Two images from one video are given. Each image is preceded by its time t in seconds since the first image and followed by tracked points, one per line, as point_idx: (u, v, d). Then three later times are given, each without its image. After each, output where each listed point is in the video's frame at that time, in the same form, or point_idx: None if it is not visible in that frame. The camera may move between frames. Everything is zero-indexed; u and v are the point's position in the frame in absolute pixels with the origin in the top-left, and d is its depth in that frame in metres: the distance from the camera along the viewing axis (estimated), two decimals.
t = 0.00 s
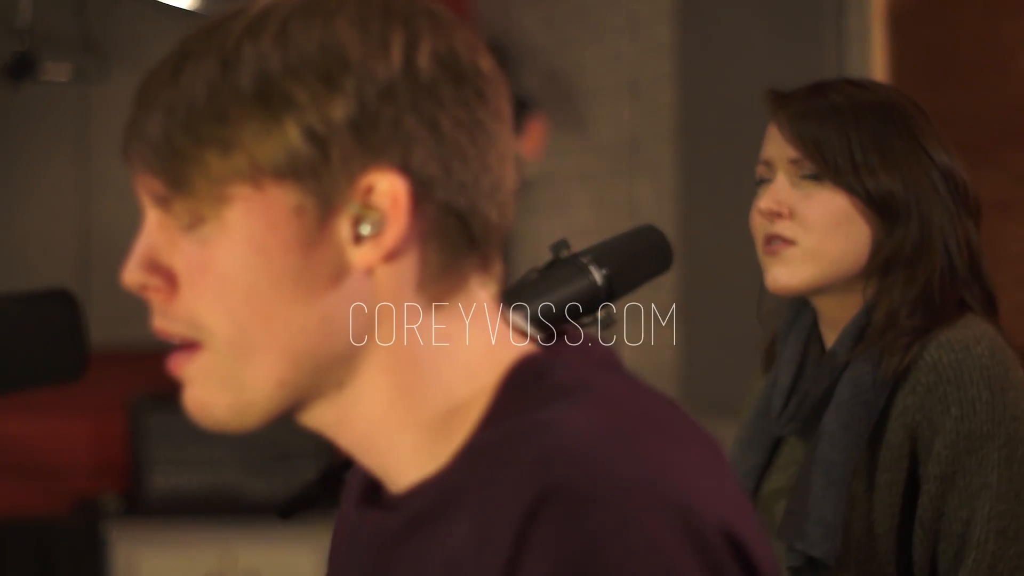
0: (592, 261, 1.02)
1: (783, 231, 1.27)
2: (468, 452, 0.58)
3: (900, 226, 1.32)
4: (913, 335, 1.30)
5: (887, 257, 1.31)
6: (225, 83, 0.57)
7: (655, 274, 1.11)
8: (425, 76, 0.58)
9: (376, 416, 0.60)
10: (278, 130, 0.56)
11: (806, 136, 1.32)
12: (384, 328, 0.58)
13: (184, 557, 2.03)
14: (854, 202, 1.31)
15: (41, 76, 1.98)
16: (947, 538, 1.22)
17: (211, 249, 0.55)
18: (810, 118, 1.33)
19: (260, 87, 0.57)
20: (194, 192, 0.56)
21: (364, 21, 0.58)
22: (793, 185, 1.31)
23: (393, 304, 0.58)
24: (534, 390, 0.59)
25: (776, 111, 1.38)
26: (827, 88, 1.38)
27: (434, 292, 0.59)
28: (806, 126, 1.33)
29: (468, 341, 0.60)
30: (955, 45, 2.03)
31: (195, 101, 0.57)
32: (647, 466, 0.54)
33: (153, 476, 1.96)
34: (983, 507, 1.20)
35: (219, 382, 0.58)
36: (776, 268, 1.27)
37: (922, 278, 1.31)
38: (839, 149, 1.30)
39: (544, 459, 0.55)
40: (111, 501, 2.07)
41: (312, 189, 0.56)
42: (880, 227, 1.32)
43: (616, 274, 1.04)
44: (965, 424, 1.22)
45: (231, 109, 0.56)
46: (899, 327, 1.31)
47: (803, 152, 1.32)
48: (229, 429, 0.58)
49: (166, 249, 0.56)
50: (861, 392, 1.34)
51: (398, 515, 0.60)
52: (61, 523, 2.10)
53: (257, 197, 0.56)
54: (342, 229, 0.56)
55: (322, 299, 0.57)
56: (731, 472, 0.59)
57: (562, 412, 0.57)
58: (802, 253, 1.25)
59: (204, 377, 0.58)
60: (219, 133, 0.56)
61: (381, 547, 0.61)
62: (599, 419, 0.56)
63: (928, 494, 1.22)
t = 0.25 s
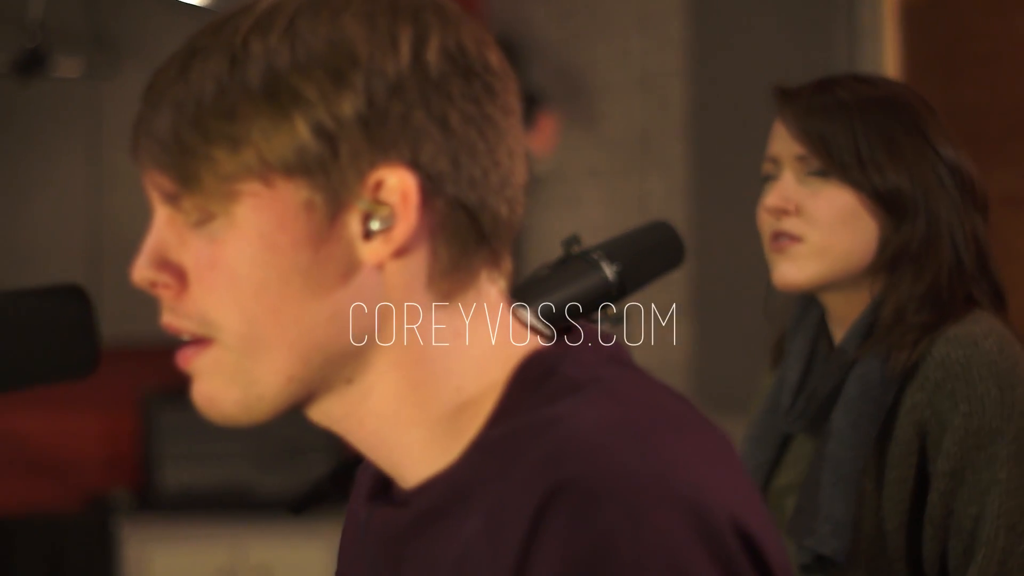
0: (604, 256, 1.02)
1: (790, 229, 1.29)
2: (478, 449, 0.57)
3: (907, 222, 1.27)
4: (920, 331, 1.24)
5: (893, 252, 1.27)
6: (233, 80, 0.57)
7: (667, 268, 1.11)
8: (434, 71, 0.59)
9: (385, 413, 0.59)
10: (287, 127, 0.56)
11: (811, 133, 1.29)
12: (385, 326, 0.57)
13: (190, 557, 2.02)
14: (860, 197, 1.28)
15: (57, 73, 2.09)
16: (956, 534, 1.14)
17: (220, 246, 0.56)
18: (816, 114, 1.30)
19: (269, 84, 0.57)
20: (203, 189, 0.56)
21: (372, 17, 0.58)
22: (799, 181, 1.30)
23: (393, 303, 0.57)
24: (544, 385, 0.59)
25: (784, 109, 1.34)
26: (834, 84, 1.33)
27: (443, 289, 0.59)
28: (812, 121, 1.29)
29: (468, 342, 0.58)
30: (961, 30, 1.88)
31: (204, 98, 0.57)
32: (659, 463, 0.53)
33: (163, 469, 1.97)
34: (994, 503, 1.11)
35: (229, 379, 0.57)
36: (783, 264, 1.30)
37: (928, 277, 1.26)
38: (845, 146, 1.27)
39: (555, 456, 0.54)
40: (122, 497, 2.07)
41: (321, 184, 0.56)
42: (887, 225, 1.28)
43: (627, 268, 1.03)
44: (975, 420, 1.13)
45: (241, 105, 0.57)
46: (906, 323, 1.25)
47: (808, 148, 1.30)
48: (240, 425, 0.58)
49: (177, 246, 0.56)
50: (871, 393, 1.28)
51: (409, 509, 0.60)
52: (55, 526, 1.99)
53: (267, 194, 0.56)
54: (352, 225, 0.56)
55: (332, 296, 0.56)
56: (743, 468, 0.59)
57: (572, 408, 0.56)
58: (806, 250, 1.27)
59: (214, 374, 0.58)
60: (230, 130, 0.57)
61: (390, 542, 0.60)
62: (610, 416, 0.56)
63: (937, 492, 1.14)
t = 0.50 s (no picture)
0: (614, 252, 1.02)
1: (795, 226, 1.26)
2: (491, 445, 0.57)
3: (911, 217, 1.26)
4: (925, 326, 1.24)
5: (898, 248, 1.26)
6: (244, 78, 0.57)
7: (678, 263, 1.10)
8: (445, 66, 0.58)
9: (399, 409, 0.58)
10: (299, 124, 0.56)
11: (813, 130, 1.28)
12: (385, 326, 0.57)
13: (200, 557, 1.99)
14: (864, 194, 1.26)
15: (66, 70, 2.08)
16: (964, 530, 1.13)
17: (232, 245, 0.56)
18: (817, 110, 1.28)
19: (279, 81, 0.57)
20: (215, 186, 0.56)
21: (383, 13, 0.58)
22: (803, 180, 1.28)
23: (392, 303, 0.57)
24: (558, 382, 0.58)
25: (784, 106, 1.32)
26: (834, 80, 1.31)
27: (456, 284, 0.59)
28: (813, 118, 1.28)
29: (469, 342, 0.58)
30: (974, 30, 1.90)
31: (215, 95, 0.57)
32: (673, 460, 0.53)
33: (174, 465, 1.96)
34: (1000, 498, 1.11)
35: (243, 375, 0.57)
36: (786, 262, 1.27)
37: (936, 268, 1.25)
38: (848, 143, 1.25)
39: (567, 453, 0.54)
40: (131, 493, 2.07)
41: (333, 181, 0.56)
42: (892, 221, 1.27)
43: (638, 264, 1.03)
44: (981, 415, 1.13)
45: (252, 102, 0.57)
46: (912, 319, 1.25)
47: (811, 145, 1.28)
48: (253, 422, 0.58)
49: (188, 244, 0.56)
50: (877, 385, 1.28)
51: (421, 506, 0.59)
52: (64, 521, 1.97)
53: (279, 192, 0.56)
54: (365, 221, 0.56)
55: (344, 292, 0.56)
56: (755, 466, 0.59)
57: (586, 405, 0.56)
58: (811, 247, 1.24)
59: (227, 372, 0.57)
60: (241, 128, 0.57)
61: (400, 540, 0.60)
62: (624, 414, 0.55)
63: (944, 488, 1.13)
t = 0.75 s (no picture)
0: (625, 246, 1.01)
1: (795, 224, 1.27)
2: (503, 442, 0.57)
3: (908, 211, 1.23)
4: (929, 320, 1.20)
5: (898, 241, 1.23)
6: (253, 76, 0.56)
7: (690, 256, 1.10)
8: (454, 60, 0.58)
9: (411, 406, 0.58)
10: (309, 119, 0.56)
11: (809, 127, 1.25)
12: (384, 327, 0.57)
13: (211, 553, 1.99)
14: (863, 189, 1.24)
15: (77, 64, 2.09)
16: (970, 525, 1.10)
17: (244, 244, 0.56)
18: (813, 106, 1.25)
19: (289, 78, 0.56)
20: (225, 185, 0.56)
21: (391, 8, 0.57)
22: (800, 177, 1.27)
23: (393, 304, 0.56)
24: (570, 378, 0.58)
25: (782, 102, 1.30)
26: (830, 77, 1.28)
27: (468, 279, 0.58)
28: (809, 116, 1.26)
29: (468, 342, 0.58)
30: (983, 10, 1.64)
31: (224, 92, 0.57)
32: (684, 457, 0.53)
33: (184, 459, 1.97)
34: (1007, 492, 1.09)
35: (256, 373, 0.57)
36: (788, 258, 1.27)
37: (936, 263, 1.22)
38: (847, 139, 1.23)
39: (578, 450, 0.54)
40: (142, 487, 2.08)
41: (343, 178, 0.56)
42: (891, 217, 1.24)
43: (649, 259, 1.02)
44: (986, 409, 1.10)
45: (261, 100, 0.56)
46: (914, 312, 1.21)
47: (808, 141, 1.26)
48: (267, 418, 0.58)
49: (201, 244, 0.56)
50: (878, 383, 1.23)
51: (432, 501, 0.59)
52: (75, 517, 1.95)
53: (289, 189, 0.56)
54: (377, 217, 0.56)
55: (356, 289, 0.56)
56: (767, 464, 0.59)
57: (597, 401, 0.56)
58: (812, 243, 1.24)
59: (241, 370, 0.57)
60: (251, 126, 0.56)
61: (411, 536, 0.60)
62: (635, 410, 0.55)
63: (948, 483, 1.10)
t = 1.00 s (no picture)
0: (635, 241, 1.01)
1: (789, 226, 1.27)
2: (513, 438, 0.56)
3: (902, 207, 1.22)
4: (926, 313, 1.18)
5: (893, 237, 1.22)
6: (259, 74, 0.56)
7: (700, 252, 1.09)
8: (461, 53, 0.58)
9: (420, 402, 0.58)
10: (316, 115, 0.56)
11: (798, 126, 1.24)
12: (384, 327, 0.56)
13: (217, 549, 1.93)
14: (854, 187, 1.23)
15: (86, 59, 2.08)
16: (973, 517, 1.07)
17: (253, 242, 0.56)
18: (799, 106, 1.24)
19: (295, 75, 0.56)
20: (235, 182, 0.56)
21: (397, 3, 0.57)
22: (793, 178, 1.26)
23: (392, 303, 0.56)
24: (581, 374, 0.58)
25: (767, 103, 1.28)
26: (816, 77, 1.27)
27: (478, 273, 0.58)
28: (799, 115, 1.25)
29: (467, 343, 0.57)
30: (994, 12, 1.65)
31: (231, 90, 0.56)
32: (695, 451, 0.52)
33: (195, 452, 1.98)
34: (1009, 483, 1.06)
35: (267, 369, 0.57)
36: (785, 259, 1.27)
37: (930, 257, 1.21)
38: (836, 136, 1.22)
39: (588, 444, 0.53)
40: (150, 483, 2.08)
41: (352, 174, 0.56)
42: (886, 213, 1.23)
43: (660, 255, 1.02)
44: (986, 401, 1.08)
45: (268, 97, 0.56)
46: (911, 306, 1.19)
47: (797, 143, 1.25)
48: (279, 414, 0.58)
49: (211, 241, 0.56)
50: (878, 381, 1.20)
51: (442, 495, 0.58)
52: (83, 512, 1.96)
53: (298, 186, 0.56)
54: (386, 213, 0.56)
55: (365, 284, 0.56)
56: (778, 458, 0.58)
57: (608, 397, 0.55)
58: (806, 244, 1.24)
59: (252, 367, 0.57)
60: (259, 123, 0.56)
61: (418, 531, 0.59)
62: (646, 405, 0.55)
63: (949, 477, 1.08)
